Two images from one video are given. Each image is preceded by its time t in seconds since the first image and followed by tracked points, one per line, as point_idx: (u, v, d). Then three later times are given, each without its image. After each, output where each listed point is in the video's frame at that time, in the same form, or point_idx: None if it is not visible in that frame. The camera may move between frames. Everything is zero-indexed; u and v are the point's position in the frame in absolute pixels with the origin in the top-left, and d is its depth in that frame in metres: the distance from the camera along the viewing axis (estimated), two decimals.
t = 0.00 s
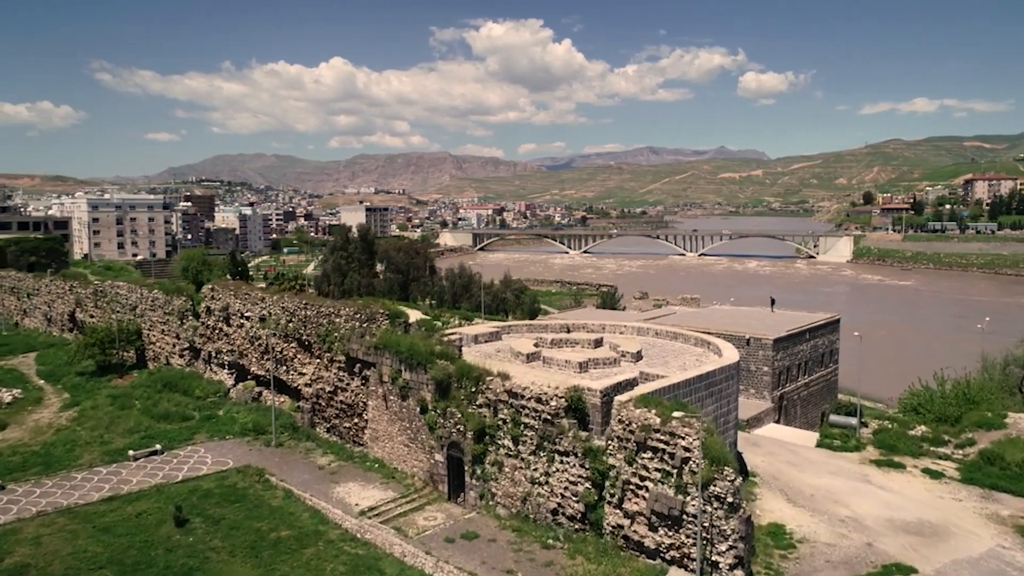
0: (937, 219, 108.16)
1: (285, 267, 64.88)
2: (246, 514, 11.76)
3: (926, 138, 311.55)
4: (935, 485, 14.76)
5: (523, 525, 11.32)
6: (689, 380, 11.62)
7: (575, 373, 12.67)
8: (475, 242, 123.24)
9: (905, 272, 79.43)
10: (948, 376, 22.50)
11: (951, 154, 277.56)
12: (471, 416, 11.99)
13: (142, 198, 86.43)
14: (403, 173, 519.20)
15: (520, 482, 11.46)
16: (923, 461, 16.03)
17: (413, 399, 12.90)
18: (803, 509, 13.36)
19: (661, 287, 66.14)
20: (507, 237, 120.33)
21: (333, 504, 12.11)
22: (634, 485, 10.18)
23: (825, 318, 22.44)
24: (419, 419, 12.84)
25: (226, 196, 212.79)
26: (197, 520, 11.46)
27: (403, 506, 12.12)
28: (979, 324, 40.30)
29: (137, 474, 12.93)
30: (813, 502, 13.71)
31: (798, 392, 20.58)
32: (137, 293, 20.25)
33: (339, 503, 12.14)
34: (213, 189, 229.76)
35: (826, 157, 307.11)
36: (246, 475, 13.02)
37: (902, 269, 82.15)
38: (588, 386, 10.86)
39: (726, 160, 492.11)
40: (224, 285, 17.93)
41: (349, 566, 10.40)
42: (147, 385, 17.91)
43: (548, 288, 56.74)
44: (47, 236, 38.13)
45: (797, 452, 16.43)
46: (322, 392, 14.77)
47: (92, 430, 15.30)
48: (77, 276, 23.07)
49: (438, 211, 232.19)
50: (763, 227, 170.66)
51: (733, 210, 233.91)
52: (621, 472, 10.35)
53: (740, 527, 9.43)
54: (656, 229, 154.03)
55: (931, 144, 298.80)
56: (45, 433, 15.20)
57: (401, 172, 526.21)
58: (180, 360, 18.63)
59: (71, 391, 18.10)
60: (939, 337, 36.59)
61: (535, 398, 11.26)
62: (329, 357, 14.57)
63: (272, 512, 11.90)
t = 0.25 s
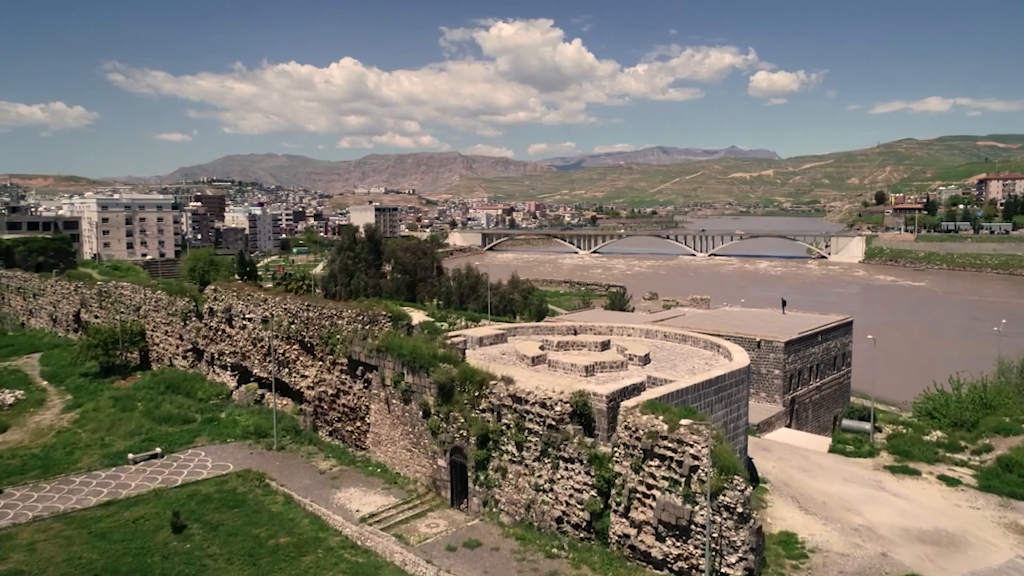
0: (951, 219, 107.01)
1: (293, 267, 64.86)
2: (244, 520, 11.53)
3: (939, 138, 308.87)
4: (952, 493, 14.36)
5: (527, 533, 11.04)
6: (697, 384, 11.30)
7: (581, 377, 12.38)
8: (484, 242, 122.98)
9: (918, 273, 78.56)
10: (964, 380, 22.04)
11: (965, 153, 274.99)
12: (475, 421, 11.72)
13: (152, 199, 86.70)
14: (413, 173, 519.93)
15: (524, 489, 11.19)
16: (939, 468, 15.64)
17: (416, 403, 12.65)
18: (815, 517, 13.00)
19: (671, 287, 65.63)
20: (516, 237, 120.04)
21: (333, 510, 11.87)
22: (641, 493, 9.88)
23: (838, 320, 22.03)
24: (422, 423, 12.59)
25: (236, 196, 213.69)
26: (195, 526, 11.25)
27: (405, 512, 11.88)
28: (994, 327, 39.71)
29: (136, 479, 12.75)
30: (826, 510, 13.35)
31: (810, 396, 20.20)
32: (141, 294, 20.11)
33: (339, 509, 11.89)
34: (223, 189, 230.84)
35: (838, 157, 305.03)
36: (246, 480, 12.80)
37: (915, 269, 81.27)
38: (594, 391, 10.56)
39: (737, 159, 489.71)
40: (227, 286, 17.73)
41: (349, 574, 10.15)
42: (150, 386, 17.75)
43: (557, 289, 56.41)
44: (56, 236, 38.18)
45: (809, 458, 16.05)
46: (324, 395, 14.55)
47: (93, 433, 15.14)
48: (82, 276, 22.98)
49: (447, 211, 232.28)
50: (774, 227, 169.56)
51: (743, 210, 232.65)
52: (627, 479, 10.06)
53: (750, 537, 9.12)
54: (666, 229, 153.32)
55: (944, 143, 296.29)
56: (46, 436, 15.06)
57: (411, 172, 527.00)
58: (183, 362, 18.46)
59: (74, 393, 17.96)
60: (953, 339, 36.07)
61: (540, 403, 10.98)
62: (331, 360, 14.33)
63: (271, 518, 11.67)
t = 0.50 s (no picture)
0: (964, 219, 105.93)
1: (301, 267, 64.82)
2: (242, 526, 11.30)
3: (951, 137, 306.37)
4: (969, 501, 13.98)
5: (530, 541, 10.76)
6: (706, 390, 10.97)
7: (587, 381, 12.09)
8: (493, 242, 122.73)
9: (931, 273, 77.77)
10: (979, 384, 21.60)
11: (978, 153, 272.63)
12: (477, 426, 11.44)
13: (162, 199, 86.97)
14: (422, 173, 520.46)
15: (527, 496, 10.90)
16: (955, 474, 15.25)
17: (418, 408, 12.39)
18: (827, 526, 12.64)
19: (681, 288, 65.15)
20: (525, 237, 119.74)
21: (333, 516, 11.63)
22: (648, 502, 9.59)
23: (850, 322, 21.61)
24: (424, 428, 12.32)
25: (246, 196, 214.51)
26: (192, 532, 11.04)
27: (406, 519, 11.61)
28: (1008, 329, 39.18)
29: (135, 483, 12.56)
30: (838, 518, 13.00)
31: (822, 400, 19.83)
32: (144, 295, 19.96)
33: (339, 516, 11.65)
34: (234, 189, 231.81)
35: (849, 156, 303.05)
36: (246, 485, 12.59)
37: (928, 270, 80.44)
38: (599, 396, 10.26)
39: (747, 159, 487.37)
40: (230, 287, 17.54)
41: None
42: (152, 388, 17.60)
43: (565, 289, 56.10)
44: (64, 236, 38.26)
45: (821, 464, 15.68)
46: (326, 398, 14.32)
47: (93, 435, 14.99)
48: (87, 277, 22.88)
49: (456, 210, 232.39)
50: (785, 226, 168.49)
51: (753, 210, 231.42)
52: (634, 488, 9.75)
53: (760, 549, 8.81)
54: (675, 228, 152.67)
55: (957, 143, 293.86)
56: (46, 438, 14.92)
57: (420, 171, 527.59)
58: (186, 364, 18.30)
59: (77, 394, 17.85)
60: (967, 341, 35.58)
61: (544, 408, 10.70)
62: (333, 363, 14.10)
63: (270, 524, 11.44)
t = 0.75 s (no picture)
0: (978, 219, 104.82)
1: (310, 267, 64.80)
2: (241, 533, 11.07)
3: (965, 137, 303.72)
4: (987, 510, 13.58)
5: (534, 551, 10.48)
6: (715, 396, 10.66)
7: (593, 386, 11.79)
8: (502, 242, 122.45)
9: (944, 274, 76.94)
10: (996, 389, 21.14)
11: (992, 152, 270.11)
12: (480, 432, 11.17)
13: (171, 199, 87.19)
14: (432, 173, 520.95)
15: (531, 504, 10.62)
16: (972, 482, 14.86)
17: (421, 412, 12.13)
18: (840, 535, 12.28)
19: (691, 288, 64.68)
20: (534, 237, 119.44)
21: (333, 522, 11.40)
22: (654, 512, 9.28)
23: (863, 324, 21.21)
24: (427, 433, 12.06)
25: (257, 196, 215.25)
26: (189, 539, 10.81)
27: (407, 526, 11.36)
28: None
29: (133, 488, 12.36)
30: (852, 527, 12.64)
31: (834, 404, 19.44)
32: (148, 296, 19.81)
33: (339, 522, 11.41)
34: (244, 189, 232.77)
35: (861, 156, 300.97)
36: (245, 490, 12.37)
37: (941, 271, 79.57)
38: (605, 402, 9.97)
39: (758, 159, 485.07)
40: (232, 288, 17.35)
41: None
42: (155, 390, 17.44)
43: (574, 290, 55.80)
44: (72, 236, 38.30)
45: (834, 470, 15.31)
46: (328, 401, 14.09)
47: (94, 438, 14.83)
48: (92, 277, 22.78)
49: (466, 211, 232.42)
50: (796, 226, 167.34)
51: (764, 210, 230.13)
52: (640, 497, 9.46)
53: (771, 562, 8.49)
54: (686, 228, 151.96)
55: (971, 142, 291.27)
56: (47, 441, 14.77)
57: (430, 172, 528.16)
58: (189, 365, 18.14)
59: (80, 396, 17.71)
60: (983, 343, 35.06)
61: (548, 414, 10.42)
62: (335, 365, 13.86)
63: (269, 531, 11.21)
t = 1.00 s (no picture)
0: (992, 220, 103.62)
1: (319, 267, 64.79)
2: (239, 539, 10.86)
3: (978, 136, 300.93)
4: (1006, 519, 13.20)
5: (537, 560, 10.20)
6: (724, 402, 10.34)
7: (599, 391, 11.51)
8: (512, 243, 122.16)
9: (958, 275, 76.06)
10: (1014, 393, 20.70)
11: (1006, 152, 267.39)
12: (483, 438, 10.90)
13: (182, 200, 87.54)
14: (442, 173, 521.52)
15: (535, 512, 10.35)
16: (990, 490, 14.45)
17: (422, 417, 11.88)
18: (853, 544, 11.93)
19: (702, 289, 64.14)
20: (544, 237, 119.14)
21: (333, 529, 11.16)
22: (661, 523, 8.98)
23: (877, 327, 20.79)
24: (429, 438, 11.81)
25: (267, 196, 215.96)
26: (186, 545, 10.60)
27: (408, 534, 11.10)
28: None
29: (131, 492, 12.19)
30: (866, 536, 12.28)
31: (847, 408, 19.06)
32: (151, 296, 19.68)
33: (338, 529, 11.16)
34: (254, 189, 233.54)
35: (873, 156, 298.72)
36: (245, 495, 12.16)
37: (955, 271, 78.64)
38: (610, 408, 9.68)
39: (770, 157, 482.37)
40: (235, 289, 17.17)
41: None
42: (157, 392, 17.29)
43: (583, 291, 55.51)
44: (80, 237, 38.30)
45: (846, 477, 14.93)
46: (330, 405, 13.86)
47: (94, 441, 14.66)
48: (97, 278, 22.70)
49: (475, 211, 232.56)
50: (808, 227, 166.11)
51: (776, 210, 228.76)
52: (646, 507, 9.15)
53: None
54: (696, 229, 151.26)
55: (984, 142, 288.54)
56: (47, 443, 14.63)
57: (440, 172, 528.62)
58: (192, 367, 17.97)
59: (82, 398, 17.59)
60: (1000, 345, 34.50)
61: (552, 420, 10.14)
62: (336, 368, 13.64)
63: (267, 537, 10.98)
